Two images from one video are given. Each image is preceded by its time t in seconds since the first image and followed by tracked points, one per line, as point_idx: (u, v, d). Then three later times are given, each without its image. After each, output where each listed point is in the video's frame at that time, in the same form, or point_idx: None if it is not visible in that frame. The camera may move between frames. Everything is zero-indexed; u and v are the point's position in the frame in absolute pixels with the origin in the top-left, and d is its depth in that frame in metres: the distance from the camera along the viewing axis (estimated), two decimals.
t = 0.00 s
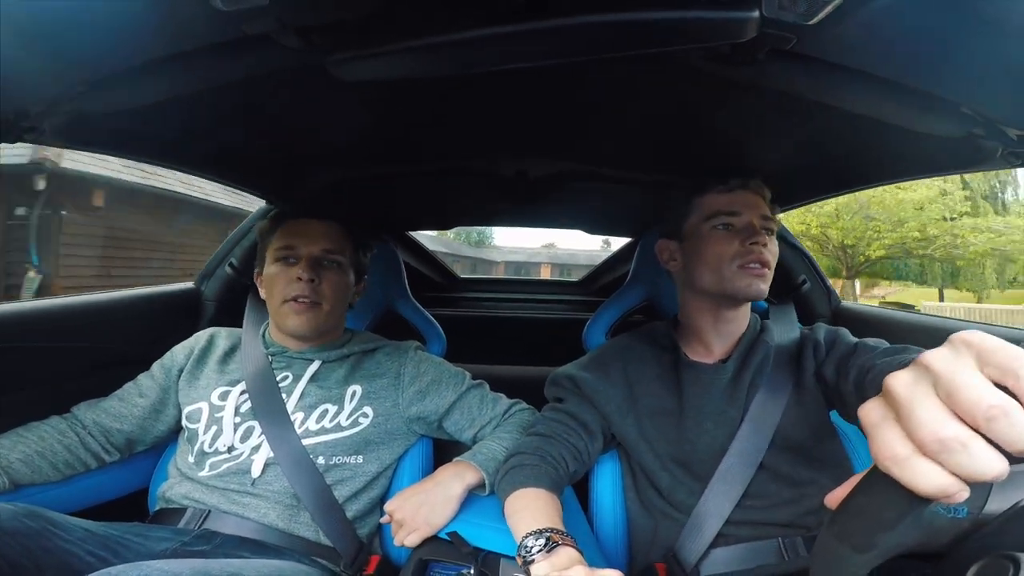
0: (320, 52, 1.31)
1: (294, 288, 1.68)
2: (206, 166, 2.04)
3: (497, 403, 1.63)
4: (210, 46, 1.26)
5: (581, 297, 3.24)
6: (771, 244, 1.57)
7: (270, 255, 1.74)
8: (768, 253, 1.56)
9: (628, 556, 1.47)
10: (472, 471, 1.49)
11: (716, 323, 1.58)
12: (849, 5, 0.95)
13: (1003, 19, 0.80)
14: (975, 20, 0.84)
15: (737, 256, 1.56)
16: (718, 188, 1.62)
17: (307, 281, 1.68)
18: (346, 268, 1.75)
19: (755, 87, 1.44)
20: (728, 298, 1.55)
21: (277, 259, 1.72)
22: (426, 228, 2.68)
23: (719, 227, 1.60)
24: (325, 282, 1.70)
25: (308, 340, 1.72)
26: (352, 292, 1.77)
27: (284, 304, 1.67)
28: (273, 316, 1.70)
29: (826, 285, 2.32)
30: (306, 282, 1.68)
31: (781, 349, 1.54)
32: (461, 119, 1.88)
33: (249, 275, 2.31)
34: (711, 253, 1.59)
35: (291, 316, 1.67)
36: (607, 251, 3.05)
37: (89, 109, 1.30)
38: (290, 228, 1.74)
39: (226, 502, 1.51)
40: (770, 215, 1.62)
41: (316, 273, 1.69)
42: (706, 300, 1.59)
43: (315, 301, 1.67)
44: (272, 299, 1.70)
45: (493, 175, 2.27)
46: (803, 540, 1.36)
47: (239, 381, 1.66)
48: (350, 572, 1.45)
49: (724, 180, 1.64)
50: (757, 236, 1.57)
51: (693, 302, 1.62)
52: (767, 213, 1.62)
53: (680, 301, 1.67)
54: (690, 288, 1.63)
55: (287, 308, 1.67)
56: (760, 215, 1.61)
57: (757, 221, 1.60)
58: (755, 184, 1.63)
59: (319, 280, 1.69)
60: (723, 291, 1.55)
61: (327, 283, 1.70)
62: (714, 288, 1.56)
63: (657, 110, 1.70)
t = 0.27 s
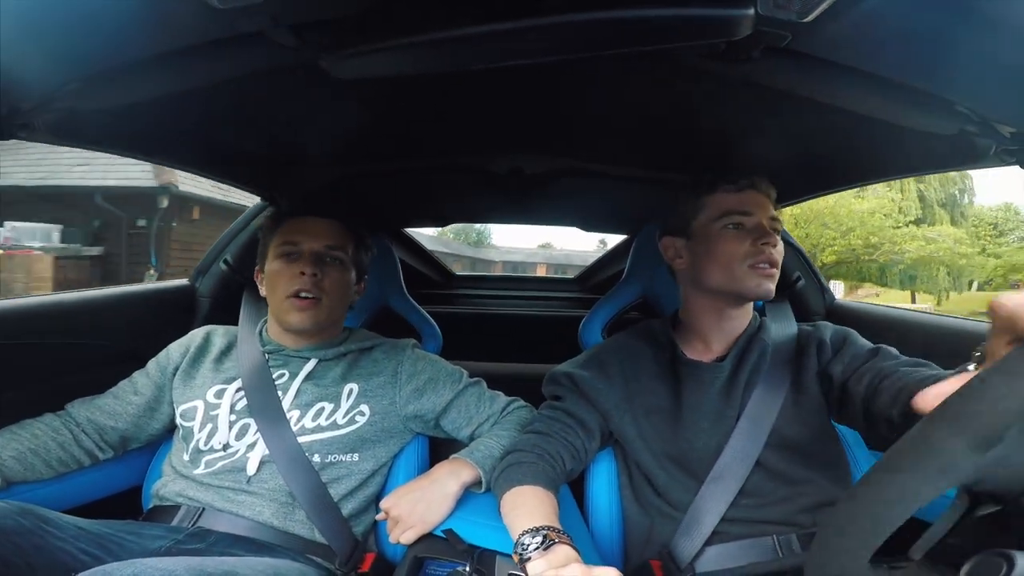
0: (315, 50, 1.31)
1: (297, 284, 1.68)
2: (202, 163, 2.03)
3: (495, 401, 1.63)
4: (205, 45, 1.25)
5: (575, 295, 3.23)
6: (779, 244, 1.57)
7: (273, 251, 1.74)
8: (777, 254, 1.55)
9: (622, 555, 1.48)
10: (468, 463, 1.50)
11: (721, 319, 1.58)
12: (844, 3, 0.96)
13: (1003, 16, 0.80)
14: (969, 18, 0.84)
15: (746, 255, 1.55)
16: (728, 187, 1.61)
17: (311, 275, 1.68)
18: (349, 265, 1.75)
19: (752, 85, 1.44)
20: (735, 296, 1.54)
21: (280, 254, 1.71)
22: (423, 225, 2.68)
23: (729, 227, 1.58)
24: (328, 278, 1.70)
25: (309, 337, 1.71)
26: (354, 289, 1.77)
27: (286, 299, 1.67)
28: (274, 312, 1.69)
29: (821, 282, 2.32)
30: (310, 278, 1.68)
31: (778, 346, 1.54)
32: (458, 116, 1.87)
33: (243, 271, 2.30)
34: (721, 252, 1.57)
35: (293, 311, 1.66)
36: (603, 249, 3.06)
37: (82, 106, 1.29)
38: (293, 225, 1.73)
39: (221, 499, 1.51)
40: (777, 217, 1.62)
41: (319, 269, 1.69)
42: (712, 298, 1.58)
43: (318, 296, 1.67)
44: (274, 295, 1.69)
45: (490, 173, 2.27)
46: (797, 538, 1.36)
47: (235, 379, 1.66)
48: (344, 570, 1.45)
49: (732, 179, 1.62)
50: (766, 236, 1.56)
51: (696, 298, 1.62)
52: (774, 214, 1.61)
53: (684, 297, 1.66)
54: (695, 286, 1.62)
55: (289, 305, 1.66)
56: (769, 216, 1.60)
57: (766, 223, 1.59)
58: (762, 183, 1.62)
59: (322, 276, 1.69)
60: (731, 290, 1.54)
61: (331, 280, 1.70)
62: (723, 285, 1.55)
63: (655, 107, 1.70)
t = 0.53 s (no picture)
0: (302, 52, 1.31)
1: (282, 289, 1.67)
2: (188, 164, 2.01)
3: (479, 402, 1.63)
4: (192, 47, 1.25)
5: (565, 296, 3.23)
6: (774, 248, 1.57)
7: (253, 254, 1.72)
8: (773, 257, 1.56)
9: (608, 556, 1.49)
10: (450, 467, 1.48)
11: (715, 317, 1.60)
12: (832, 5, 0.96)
13: (989, 17, 0.80)
14: (957, 20, 0.85)
15: (744, 257, 1.55)
16: (729, 188, 1.60)
17: (296, 281, 1.67)
18: (332, 269, 1.75)
19: (740, 87, 1.45)
20: (729, 296, 1.55)
21: (261, 259, 1.70)
22: (412, 226, 2.67)
23: (730, 227, 1.58)
24: (312, 283, 1.70)
25: (291, 340, 1.70)
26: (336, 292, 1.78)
27: (271, 304, 1.66)
28: (256, 315, 1.68)
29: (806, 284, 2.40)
30: (295, 283, 1.68)
31: (765, 345, 1.53)
32: (447, 118, 1.87)
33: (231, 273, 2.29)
34: (719, 252, 1.57)
35: (278, 316, 1.65)
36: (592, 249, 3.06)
37: (65, 107, 1.28)
38: (276, 228, 1.72)
39: (205, 501, 1.50)
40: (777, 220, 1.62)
41: (304, 273, 1.69)
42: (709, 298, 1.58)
43: (303, 301, 1.66)
44: (257, 299, 1.68)
45: (479, 174, 2.27)
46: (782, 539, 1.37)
47: (218, 381, 1.64)
48: (331, 571, 1.45)
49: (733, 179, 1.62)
50: (765, 238, 1.56)
51: (687, 295, 1.63)
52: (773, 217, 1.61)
53: (674, 292, 1.67)
54: (688, 282, 1.62)
55: (274, 309, 1.65)
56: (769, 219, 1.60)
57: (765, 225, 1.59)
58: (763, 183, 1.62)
59: (307, 281, 1.69)
60: (726, 291, 1.55)
61: (315, 284, 1.70)
62: (717, 285, 1.56)
63: (643, 108, 1.70)
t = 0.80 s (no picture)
0: (277, 47, 1.29)
1: (259, 285, 1.65)
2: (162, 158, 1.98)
3: (458, 399, 1.63)
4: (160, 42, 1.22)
5: (545, 292, 3.25)
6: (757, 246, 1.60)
7: (230, 248, 1.70)
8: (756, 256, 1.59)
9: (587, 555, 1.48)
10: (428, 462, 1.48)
11: (698, 314, 1.61)
12: (806, 3, 0.97)
13: (963, 16, 0.80)
14: (927, 20, 0.86)
15: (731, 255, 1.57)
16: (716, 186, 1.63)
17: (273, 278, 1.65)
18: (310, 266, 1.73)
19: (718, 84, 1.45)
20: (715, 293, 1.57)
21: (238, 255, 1.68)
22: (391, 222, 2.65)
23: (717, 225, 1.60)
24: (289, 280, 1.68)
25: (267, 336, 1.69)
26: (313, 287, 1.76)
27: (247, 300, 1.64)
28: (231, 311, 1.66)
29: (782, 279, 2.40)
30: (272, 279, 1.65)
31: (747, 345, 1.54)
32: (426, 114, 1.86)
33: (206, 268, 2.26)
34: (708, 250, 1.59)
35: (254, 313, 1.63)
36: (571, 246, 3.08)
37: (35, 100, 1.25)
38: (254, 224, 1.70)
39: (177, 497, 1.48)
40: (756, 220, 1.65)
41: (282, 270, 1.67)
42: (698, 297, 1.59)
43: (281, 298, 1.65)
44: (233, 295, 1.66)
45: (458, 169, 2.26)
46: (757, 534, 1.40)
47: (191, 378, 1.62)
48: (305, 569, 1.43)
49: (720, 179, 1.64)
50: (750, 237, 1.59)
51: (670, 291, 1.63)
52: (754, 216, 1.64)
53: (659, 288, 1.67)
54: (672, 278, 1.63)
55: (250, 305, 1.64)
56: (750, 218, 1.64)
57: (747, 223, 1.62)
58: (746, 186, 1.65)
59: (284, 277, 1.67)
60: (712, 287, 1.57)
61: (292, 281, 1.68)
62: (704, 281, 1.57)
63: (623, 105, 1.71)
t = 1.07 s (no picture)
0: (256, 42, 1.28)
1: (225, 283, 1.63)
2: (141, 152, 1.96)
3: (437, 396, 1.63)
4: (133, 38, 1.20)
5: (530, 287, 3.25)
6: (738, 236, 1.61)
7: (194, 245, 1.67)
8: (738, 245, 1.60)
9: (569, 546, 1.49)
10: (406, 458, 1.48)
11: (682, 306, 1.61)
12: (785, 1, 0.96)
13: (941, 10, 0.81)
14: (902, 17, 0.86)
15: (711, 245, 1.58)
16: (695, 179, 1.63)
17: (239, 275, 1.63)
18: (276, 258, 1.70)
19: (700, 79, 1.46)
20: (696, 284, 1.58)
21: (203, 251, 1.65)
22: (374, 217, 2.64)
23: (697, 217, 1.60)
24: (256, 276, 1.65)
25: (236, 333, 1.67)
26: (281, 280, 1.74)
27: (214, 298, 1.62)
28: (199, 308, 1.64)
29: (760, 274, 2.39)
30: (239, 276, 1.63)
31: (724, 337, 1.54)
32: (409, 109, 1.85)
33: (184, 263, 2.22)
34: (688, 241, 1.59)
35: (222, 311, 1.62)
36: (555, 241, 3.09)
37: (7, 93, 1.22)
38: (219, 219, 1.66)
39: (151, 494, 1.46)
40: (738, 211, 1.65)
41: (249, 266, 1.64)
42: (681, 289, 1.60)
43: (249, 296, 1.63)
44: (200, 292, 1.63)
45: (442, 165, 2.25)
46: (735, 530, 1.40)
47: (163, 374, 1.60)
48: (285, 564, 1.42)
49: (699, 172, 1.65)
50: (731, 227, 1.59)
51: (657, 285, 1.64)
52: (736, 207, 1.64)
53: (643, 282, 1.68)
54: (656, 272, 1.64)
55: (217, 303, 1.62)
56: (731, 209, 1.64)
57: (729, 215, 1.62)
58: (726, 177, 1.65)
59: (250, 274, 1.64)
60: (695, 279, 1.58)
61: (258, 277, 1.66)
62: (687, 273, 1.58)
63: (605, 100, 1.71)
